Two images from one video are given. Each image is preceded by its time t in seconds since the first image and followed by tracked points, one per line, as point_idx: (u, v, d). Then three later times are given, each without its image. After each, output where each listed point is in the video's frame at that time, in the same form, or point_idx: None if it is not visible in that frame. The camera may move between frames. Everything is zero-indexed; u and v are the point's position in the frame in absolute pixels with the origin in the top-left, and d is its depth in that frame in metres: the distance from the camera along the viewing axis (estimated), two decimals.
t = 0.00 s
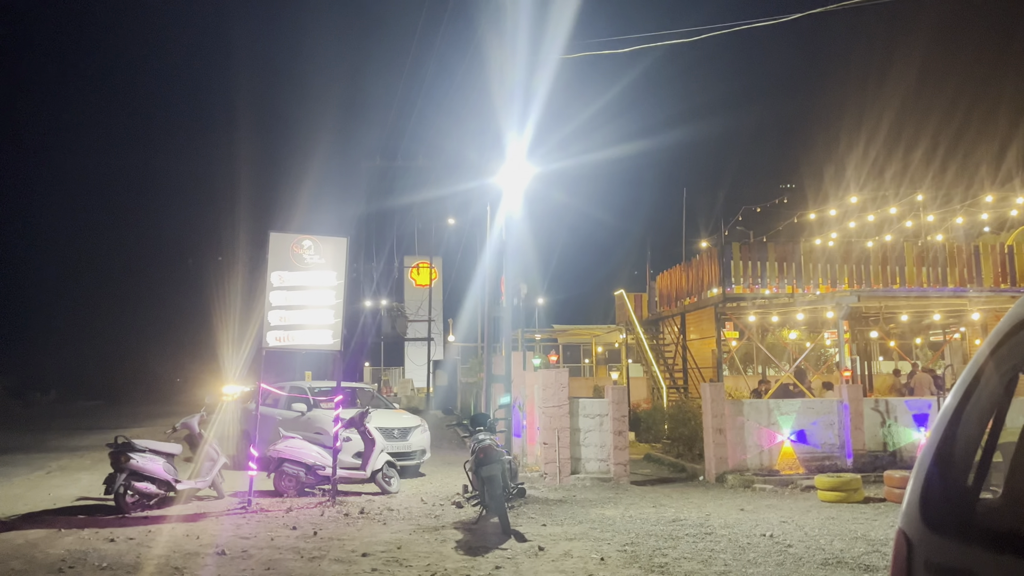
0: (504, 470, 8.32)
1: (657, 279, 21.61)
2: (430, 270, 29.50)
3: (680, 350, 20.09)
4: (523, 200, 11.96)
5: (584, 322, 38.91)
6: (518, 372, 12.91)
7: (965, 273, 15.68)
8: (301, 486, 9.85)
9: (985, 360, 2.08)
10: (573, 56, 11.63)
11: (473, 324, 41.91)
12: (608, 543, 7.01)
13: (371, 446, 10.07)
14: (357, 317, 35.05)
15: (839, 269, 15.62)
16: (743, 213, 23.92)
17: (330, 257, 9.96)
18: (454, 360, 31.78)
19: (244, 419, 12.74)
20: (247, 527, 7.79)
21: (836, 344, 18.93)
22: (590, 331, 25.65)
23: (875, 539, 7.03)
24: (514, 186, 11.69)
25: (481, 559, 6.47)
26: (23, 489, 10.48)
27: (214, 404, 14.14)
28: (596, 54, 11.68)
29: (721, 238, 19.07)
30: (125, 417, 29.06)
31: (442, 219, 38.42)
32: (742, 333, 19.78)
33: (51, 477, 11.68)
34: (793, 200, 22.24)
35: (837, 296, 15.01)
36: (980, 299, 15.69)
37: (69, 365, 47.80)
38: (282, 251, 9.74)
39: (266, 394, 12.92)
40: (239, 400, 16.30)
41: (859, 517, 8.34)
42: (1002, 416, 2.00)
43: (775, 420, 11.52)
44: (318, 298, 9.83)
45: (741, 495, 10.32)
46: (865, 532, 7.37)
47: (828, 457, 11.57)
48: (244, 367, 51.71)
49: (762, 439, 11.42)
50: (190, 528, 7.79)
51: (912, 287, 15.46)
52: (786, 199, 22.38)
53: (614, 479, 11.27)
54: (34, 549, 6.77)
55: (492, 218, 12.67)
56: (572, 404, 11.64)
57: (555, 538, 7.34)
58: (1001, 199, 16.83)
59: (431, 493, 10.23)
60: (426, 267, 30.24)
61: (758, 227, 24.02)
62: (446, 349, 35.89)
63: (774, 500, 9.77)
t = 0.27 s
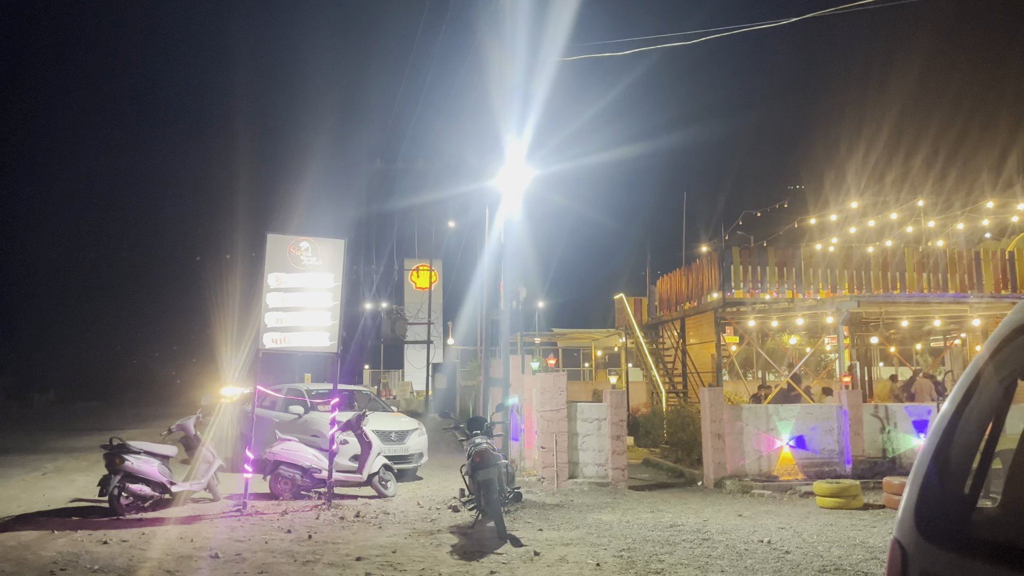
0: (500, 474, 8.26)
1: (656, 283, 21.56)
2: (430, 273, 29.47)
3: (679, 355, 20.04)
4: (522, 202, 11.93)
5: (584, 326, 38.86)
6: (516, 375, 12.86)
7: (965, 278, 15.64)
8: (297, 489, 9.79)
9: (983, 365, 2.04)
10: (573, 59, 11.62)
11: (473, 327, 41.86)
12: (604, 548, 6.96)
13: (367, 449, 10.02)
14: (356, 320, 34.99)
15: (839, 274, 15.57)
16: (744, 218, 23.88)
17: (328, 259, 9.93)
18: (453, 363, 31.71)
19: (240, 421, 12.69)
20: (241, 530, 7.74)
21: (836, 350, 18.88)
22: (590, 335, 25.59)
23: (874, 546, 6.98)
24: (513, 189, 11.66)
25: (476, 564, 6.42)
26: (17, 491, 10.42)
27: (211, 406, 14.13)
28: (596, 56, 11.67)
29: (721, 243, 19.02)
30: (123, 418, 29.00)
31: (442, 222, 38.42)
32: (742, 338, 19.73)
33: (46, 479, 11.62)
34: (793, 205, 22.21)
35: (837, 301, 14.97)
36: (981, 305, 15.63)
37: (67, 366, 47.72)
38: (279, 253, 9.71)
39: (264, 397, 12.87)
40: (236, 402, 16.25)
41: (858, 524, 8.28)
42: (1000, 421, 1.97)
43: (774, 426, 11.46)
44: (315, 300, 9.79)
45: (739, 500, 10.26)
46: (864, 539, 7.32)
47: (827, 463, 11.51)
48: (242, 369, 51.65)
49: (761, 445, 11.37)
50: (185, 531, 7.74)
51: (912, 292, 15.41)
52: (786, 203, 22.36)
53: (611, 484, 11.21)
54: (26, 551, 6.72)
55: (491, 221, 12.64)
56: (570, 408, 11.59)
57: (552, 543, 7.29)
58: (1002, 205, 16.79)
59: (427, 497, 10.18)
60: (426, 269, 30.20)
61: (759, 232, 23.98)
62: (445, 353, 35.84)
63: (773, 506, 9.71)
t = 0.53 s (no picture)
0: (499, 478, 8.22)
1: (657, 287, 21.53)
2: (430, 276, 29.46)
3: (679, 359, 20.01)
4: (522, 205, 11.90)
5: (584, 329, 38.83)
6: (516, 379, 12.82)
7: (967, 285, 15.60)
8: (295, 491, 9.76)
9: (985, 374, 2.01)
10: (575, 62, 11.61)
11: (474, 330, 41.83)
12: (602, 554, 6.93)
13: (366, 452, 9.99)
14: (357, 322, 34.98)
15: (841, 280, 15.54)
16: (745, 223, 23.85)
17: (327, 261, 9.91)
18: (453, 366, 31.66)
19: (239, 423, 12.66)
20: (238, 532, 7.70)
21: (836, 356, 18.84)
22: (590, 339, 25.57)
23: (874, 554, 6.94)
24: (513, 192, 11.63)
25: (473, 569, 6.39)
26: (14, 491, 10.39)
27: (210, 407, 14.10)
28: (597, 60, 11.66)
29: (722, 247, 18.99)
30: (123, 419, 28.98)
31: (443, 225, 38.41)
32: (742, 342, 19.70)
33: (44, 479, 11.60)
34: (795, 210, 22.19)
35: (838, 307, 14.94)
36: (982, 312, 15.60)
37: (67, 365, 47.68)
38: (279, 254, 9.69)
39: (263, 398, 12.84)
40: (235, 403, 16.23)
41: (857, 531, 8.25)
42: (1003, 429, 1.93)
43: (775, 431, 11.42)
44: (314, 302, 9.77)
45: (738, 506, 10.22)
46: (864, 546, 7.28)
47: (827, 469, 11.47)
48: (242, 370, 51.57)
49: (760, 451, 11.33)
50: (181, 532, 7.71)
51: (913, 299, 15.38)
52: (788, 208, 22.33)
53: (610, 489, 11.17)
54: (21, 552, 6.69)
55: (491, 224, 12.62)
56: (569, 412, 11.56)
57: (550, 548, 7.25)
58: (1004, 212, 16.76)
59: (426, 500, 10.14)
60: (427, 272, 30.18)
61: (760, 237, 23.96)
62: (445, 355, 35.80)
63: (772, 512, 9.67)
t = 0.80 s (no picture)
0: (498, 482, 8.19)
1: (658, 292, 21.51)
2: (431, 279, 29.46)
3: (679, 364, 19.99)
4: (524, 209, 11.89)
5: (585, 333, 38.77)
6: (516, 383, 12.80)
7: (968, 292, 15.58)
8: (293, 493, 9.74)
9: (992, 384, 2.00)
10: (577, 66, 11.62)
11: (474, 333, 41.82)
12: (602, 559, 6.90)
13: (365, 455, 9.97)
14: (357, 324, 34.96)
15: (842, 286, 15.52)
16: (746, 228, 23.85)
17: (328, 262, 9.90)
18: (453, 369, 31.63)
19: (238, 424, 12.63)
20: (237, 534, 7.68)
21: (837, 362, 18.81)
22: (590, 343, 25.55)
23: (874, 562, 6.91)
24: (515, 196, 11.63)
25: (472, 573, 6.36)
26: (12, 491, 10.37)
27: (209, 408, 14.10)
28: (600, 64, 11.67)
29: (723, 253, 18.98)
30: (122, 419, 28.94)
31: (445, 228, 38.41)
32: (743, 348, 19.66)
33: (43, 479, 11.58)
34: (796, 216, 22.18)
35: (839, 313, 14.92)
36: (984, 320, 15.57)
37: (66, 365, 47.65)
38: (280, 256, 9.69)
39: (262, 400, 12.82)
40: (234, 405, 16.21)
41: (858, 538, 8.21)
42: (1010, 439, 1.92)
43: (775, 438, 11.39)
44: (315, 304, 9.76)
45: (738, 512, 10.19)
46: (864, 554, 7.25)
47: (827, 476, 11.43)
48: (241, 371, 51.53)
49: (760, 457, 11.29)
50: (179, 534, 7.68)
51: (915, 305, 15.35)
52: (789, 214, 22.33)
53: (610, 493, 11.13)
54: (19, 552, 6.67)
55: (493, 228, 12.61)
56: (569, 416, 11.53)
57: (549, 553, 7.23)
58: (1006, 220, 16.76)
59: (424, 504, 10.11)
60: (427, 275, 30.17)
61: (761, 242, 23.96)
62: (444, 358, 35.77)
63: (772, 519, 9.64)
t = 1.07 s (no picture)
0: (496, 478, 8.20)
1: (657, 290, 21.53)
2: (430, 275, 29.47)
3: (677, 363, 20.03)
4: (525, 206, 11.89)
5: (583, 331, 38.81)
6: (514, 379, 12.81)
7: (967, 293, 15.61)
8: (291, 487, 9.75)
9: (992, 384, 2.00)
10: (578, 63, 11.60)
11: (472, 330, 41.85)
12: (599, 556, 6.92)
13: (363, 450, 9.98)
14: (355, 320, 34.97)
15: (840, 286, 15.56)
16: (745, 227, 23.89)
17: (328, 257, 9.90)
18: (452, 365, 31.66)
19: (236, 418, 12.64)
20: (234, 528, 7.69)
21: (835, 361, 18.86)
22: (588, 341, 25.59)
23: (869, 560, 6.94)
24: (515, 192, 11.62)
25: (469, 568, 6.37)
26: (10, 483, 10.37)
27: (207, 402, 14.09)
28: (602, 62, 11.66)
29: (722, 251, 18.99)
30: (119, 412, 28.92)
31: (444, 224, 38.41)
32: (741, 347, 19.69)
33: (40, 471, 11.58)
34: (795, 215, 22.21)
35: (838, 313, 14.95)
36: (981, 320, 15.60)
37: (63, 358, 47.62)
38: (280, 250, 9.68)
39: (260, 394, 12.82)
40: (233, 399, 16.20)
41: (854, 537, 8.24)
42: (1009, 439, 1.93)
43: (772, 436, 11.42)
44: (314, 299, 9.76)
45: (735, 510, 10.23)
46: (860, 552, 7.28)
47: (824, 475, 11.46)
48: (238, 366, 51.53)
49: (757, 455, 11.32)
50: (177, 527, 7.69)
51: (913, 306, 15.38)
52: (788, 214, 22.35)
53: (607, 491, 11.15)
54: (17, 544, 6.67)
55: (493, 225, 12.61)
56: (567, 413, 11.55)
57: (546, 549, 7.25)
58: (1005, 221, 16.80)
59: (422, 499, 10.13)
60: (426, 271, 30.17)
61: (759, 241, 23.99)
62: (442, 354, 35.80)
63: (769, 517, 9.67)
